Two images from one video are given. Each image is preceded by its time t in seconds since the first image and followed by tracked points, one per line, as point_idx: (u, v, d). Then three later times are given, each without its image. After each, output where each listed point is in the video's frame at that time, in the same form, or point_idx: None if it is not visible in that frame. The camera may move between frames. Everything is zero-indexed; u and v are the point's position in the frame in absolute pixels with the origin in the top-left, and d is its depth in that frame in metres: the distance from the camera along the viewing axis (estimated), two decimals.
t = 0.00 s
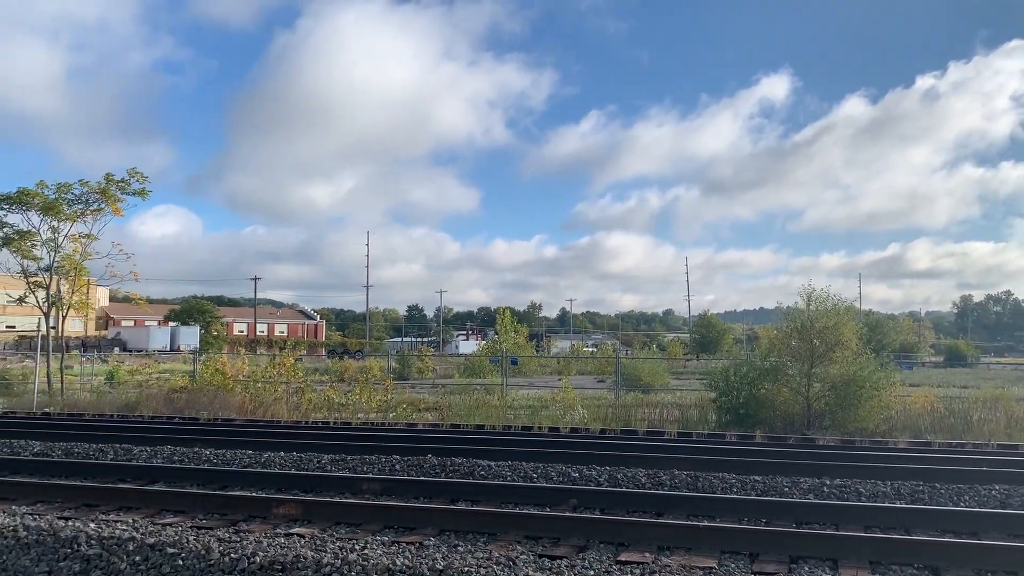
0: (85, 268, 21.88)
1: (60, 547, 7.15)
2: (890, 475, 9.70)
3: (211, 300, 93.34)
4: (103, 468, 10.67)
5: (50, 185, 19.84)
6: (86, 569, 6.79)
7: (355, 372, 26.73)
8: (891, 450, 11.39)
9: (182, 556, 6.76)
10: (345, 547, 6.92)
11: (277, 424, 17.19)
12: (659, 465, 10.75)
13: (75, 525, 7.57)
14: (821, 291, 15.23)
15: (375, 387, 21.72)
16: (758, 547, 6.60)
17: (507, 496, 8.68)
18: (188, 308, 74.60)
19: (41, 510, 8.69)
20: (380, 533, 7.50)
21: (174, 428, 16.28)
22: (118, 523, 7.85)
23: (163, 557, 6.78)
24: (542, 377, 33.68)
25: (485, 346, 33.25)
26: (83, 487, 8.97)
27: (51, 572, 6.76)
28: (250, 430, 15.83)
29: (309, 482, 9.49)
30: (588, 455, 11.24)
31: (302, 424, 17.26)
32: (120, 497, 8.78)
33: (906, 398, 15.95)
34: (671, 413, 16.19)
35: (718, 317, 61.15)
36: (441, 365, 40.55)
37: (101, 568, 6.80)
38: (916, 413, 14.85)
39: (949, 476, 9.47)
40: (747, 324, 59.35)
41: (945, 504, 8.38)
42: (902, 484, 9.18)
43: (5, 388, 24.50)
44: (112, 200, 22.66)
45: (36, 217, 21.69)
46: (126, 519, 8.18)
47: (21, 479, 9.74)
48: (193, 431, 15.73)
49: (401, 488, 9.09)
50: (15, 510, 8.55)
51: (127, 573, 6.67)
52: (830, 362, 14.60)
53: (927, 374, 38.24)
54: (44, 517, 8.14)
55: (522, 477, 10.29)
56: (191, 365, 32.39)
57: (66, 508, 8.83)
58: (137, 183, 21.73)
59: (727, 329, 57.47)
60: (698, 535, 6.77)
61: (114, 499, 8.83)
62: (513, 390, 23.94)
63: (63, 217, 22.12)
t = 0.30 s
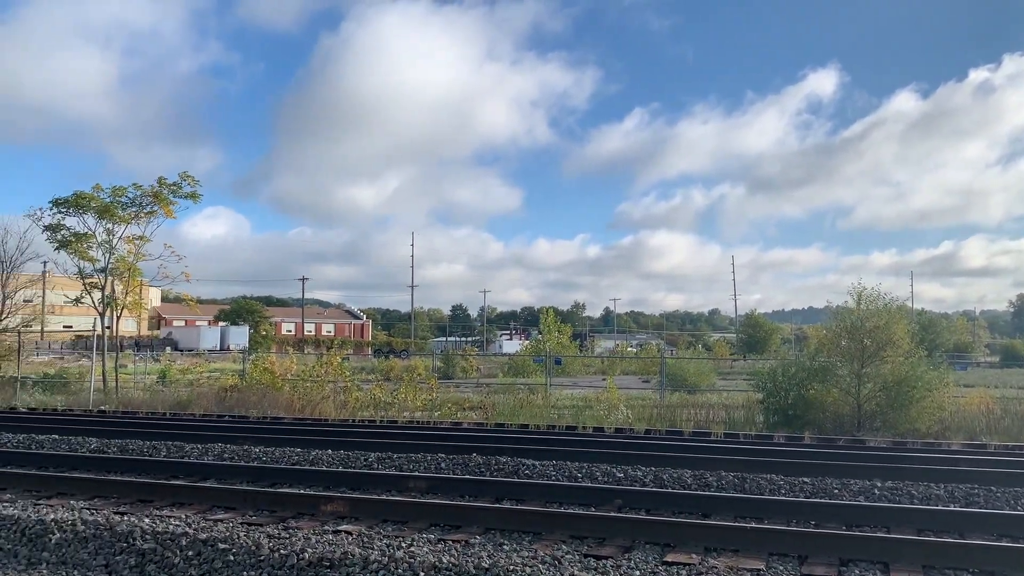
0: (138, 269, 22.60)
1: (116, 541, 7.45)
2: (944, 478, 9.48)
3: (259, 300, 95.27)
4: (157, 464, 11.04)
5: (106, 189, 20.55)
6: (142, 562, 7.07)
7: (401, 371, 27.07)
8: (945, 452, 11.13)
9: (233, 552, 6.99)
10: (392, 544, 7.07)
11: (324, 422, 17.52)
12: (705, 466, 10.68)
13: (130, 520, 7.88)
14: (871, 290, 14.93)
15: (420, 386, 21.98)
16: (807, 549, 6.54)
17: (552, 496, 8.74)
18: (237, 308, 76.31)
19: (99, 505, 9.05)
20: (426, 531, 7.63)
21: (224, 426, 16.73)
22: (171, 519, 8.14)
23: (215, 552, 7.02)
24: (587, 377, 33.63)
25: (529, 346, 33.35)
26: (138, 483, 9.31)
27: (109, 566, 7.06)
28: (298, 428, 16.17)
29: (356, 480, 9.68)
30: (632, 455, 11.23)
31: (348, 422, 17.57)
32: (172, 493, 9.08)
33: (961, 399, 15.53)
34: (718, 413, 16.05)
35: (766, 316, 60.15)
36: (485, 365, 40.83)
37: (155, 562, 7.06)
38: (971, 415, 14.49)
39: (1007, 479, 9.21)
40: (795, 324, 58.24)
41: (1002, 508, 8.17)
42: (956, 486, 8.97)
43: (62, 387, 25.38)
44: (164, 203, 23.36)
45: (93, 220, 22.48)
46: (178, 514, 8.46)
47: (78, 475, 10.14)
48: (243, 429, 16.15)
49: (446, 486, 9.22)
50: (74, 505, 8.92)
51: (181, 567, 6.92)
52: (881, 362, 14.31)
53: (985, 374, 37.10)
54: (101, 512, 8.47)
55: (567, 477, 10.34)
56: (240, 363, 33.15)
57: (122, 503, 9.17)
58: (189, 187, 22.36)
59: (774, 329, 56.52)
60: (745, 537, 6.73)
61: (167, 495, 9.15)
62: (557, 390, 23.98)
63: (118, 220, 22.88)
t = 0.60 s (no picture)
0: (194, 270, 23.30)
1: (174, 535, 7.76)
2: (1007, 482, 9.20)
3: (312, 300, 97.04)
4: (213, 461, 11.41)
5: (164, 192, 21.26)
6: (199, 556, 7.34)
7: (449, 370, 27.32)
8: (1007, 455, 10.81)
9: (287, 547, 7.21)
10: (442, 542, 7.20)
11: (374, 420, 17.87)
12: (757, 468, 10.58)
13: (188, 515, 8.18)
14: (928, 289, 14.54)
15: (469, 385, 22.17)
16: (862, 553, 6.46)
17: (600, 496, 8.78)
18: (290, 308, 78.02)
19: (158, 499, 9.41)
20: (475, 529, 7.74)
21: (277, 423, 17.15)
22: (227, 514, 8.42)
23: (269, 547, 7.24)
24: (635, 377, 33.44)
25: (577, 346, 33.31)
26: (194, 478, 9.64)
27: (169, 559, 7.36)
28: (350, 426, 16.51)
29: (406, 477, 9.86)
30: (682, 456, 11.19)
31: (398, 420, 17.87)
32: (228, 489, 9.39)
33: None
34: (769, 415, 15.83)
35: (819, 316, 58.83)
36: (533, 365, 40.94)
37: (212, 556, 7.33)
38: None
39: None
40: (850, 324, 56.82)
41: None
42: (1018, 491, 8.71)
43: (122, 384, 26.32)
44: (219, 205, 24.05)
45: (152, 222, 23.27)
46: (233, 509, 8.75)
47: (139, 470, 10.55)
48: (295, 426, 16.55)
49: (495, 485, 9.33)
50: (134, 499, 9.29)
51: (237, 560, 7.17)
52: (938, 362, 13.95)
53: None
54: (160, 507, 8.81)
55: (616, 477, 10.35)
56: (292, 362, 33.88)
57: (180, 498, 9.52)
58: (243, 189, 22.98)
59: (829, 329, 55.24)
60: (798, 540, 6.67)
61: (222, 491, 9.45)
62: (605, 390, 23.93)
63: (175, 221, 23.63)
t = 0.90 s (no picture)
0: (242, 271, 23.87)
1: (225, 532, 8.00)
2: None
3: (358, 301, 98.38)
4: (262, 459, 11.71)
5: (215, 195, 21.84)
6: (250, 552, 7.56)
7: (493, 370, 27.47)
8: None
9: (334, 544, 7.38)
10: (486, 541, 7.28)
11: (420, 419, 18.09)
12: (804, 470, 10.43)
13: (238, 512, 8.42)
14: (983, 288, 14.14)
15: (513, 386, 22.26)
16: (914, 558, 6.34)
17: (645, 497, 8.77)
18: (337, 308, 79.27)
19: (209, 496, 9.70)
20: (520, 529, 7.81)
21: (324, 422, 17.50)
22: (276, 511, 8.65)
23: (317, 544, 7.42)
24: (681, 378, 33.15)
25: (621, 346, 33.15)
26: (244, 476, 9.92)
27: (220, 554, 7.60)
28: (395, 425, 16.73)
29: (451, 477, 9.98)
30: (728, 458, 11.09)
31: (442, 420, 18.06)
32: (275, 486, 9.63)
33: None
34: (818, 417, 15.56)
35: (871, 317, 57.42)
36: (577, 365, 40.88)
37: (261, 552, 7.53)
38: None
39: None
40: (903, 325, 55.32)
41: None
42: None
43: (174, 382, 27.06)
44: (267, 207, 24.60)
45: (202, 224, 23.93)
46: (282, 506, 8.97)
47: (191, 468, 10.88)
48: (342, 425, 16.86)
49: (540, 485, 9.39)
50: (186, 495, 9.60)
51: (286, 557, 7.36)
52: (994, 363, 13.55)
53: None
54: (211, 503, 9.09)
55: (661, 479, 10.32)
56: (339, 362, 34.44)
57: (230, 494, 9.79)
58: (291, 192, 23.49)
59: (880, 330, 53.88)
60: (846, 544, 6.58)
61: (271, 489, 9.68)
62: (650, 391, 23.78)
63: (225, 223, 24.25)
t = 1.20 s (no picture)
0: (290, 273, 24.37)
1: (274, 529, 8.22)
2: None
3: (403, 303, 99.47)
4: (310, 458, 11.94)
5: (263, 198, 22.36)
6: (299, 550, 7.76)
7: (537, 371, 27.55)
8: None
9: (380, 543, 7.52)
10: (531, 541, 7.35)
11: (464, 419, 18.26)
12: (853, 472, 10.26)
13: (286, 511, 8.64)
14: None
15: (557, 387, 22.30)
16: (967, 562, 6.21)
17: (691, 499, 8.72)
18: (382, 309, 80.33)
19: (259, 494, 9.95)
20: (564, 529, 7.84)
21: (370, 422, 17.78)
22: (323, 510, 8.84)
23: (364, 543, 7.58)
24: (727, 380, 32.76)
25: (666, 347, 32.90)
26: (292, 475, 10.15)
27: (269, 551, 7.82)
28: (440, 425, 16.92)
29: (496, 477, 10.07)
30: (774, 461, 10.96)
31: (487, 420, 18.19)
32: (322, 485, 9.84)
33: None
34: (869, 419, 15.25)
35: (923, 318, 55.88)
36: (621, 366, 40.69)
37: (309, 549, 7.72)
38: None
39: None
40: (957, 325, 53.69)
41: None
42: None
43: (223, 382, 27.74)
44: (314, 210, 25.07)
45: (251, 227, 24.51)
46: (329, 505, 9.17)
47: (240, 467, 11.18)
48: (387, 425, 17.11)
49: (584, 486, 9.41)
50: (236, 494, 9.87)
51: (333, 555, 7.53)
52: None
53: None
54: (260, 501, 9.33)
55: (707, 481, 10.25)
56: (384, 363, 34.91)
57: (279, 493, 10.02)
58: (337, 195, 23.91)
59: (933, 330, 52.40)
60: (897, 548, 6.49)
61: (318, 488, 9.88)
62: (695, 393, 23.59)
63: (273, 226, 24.80)
